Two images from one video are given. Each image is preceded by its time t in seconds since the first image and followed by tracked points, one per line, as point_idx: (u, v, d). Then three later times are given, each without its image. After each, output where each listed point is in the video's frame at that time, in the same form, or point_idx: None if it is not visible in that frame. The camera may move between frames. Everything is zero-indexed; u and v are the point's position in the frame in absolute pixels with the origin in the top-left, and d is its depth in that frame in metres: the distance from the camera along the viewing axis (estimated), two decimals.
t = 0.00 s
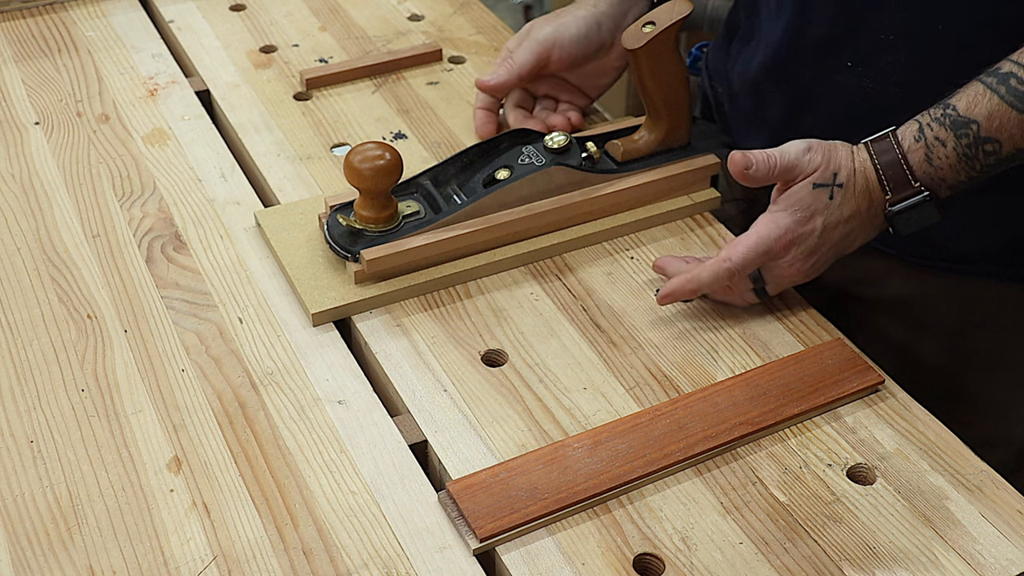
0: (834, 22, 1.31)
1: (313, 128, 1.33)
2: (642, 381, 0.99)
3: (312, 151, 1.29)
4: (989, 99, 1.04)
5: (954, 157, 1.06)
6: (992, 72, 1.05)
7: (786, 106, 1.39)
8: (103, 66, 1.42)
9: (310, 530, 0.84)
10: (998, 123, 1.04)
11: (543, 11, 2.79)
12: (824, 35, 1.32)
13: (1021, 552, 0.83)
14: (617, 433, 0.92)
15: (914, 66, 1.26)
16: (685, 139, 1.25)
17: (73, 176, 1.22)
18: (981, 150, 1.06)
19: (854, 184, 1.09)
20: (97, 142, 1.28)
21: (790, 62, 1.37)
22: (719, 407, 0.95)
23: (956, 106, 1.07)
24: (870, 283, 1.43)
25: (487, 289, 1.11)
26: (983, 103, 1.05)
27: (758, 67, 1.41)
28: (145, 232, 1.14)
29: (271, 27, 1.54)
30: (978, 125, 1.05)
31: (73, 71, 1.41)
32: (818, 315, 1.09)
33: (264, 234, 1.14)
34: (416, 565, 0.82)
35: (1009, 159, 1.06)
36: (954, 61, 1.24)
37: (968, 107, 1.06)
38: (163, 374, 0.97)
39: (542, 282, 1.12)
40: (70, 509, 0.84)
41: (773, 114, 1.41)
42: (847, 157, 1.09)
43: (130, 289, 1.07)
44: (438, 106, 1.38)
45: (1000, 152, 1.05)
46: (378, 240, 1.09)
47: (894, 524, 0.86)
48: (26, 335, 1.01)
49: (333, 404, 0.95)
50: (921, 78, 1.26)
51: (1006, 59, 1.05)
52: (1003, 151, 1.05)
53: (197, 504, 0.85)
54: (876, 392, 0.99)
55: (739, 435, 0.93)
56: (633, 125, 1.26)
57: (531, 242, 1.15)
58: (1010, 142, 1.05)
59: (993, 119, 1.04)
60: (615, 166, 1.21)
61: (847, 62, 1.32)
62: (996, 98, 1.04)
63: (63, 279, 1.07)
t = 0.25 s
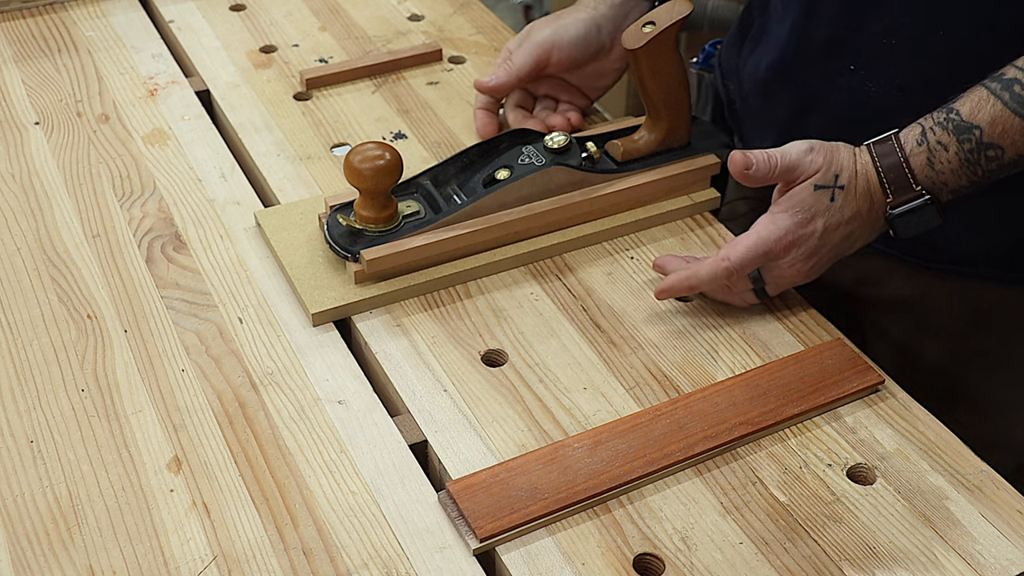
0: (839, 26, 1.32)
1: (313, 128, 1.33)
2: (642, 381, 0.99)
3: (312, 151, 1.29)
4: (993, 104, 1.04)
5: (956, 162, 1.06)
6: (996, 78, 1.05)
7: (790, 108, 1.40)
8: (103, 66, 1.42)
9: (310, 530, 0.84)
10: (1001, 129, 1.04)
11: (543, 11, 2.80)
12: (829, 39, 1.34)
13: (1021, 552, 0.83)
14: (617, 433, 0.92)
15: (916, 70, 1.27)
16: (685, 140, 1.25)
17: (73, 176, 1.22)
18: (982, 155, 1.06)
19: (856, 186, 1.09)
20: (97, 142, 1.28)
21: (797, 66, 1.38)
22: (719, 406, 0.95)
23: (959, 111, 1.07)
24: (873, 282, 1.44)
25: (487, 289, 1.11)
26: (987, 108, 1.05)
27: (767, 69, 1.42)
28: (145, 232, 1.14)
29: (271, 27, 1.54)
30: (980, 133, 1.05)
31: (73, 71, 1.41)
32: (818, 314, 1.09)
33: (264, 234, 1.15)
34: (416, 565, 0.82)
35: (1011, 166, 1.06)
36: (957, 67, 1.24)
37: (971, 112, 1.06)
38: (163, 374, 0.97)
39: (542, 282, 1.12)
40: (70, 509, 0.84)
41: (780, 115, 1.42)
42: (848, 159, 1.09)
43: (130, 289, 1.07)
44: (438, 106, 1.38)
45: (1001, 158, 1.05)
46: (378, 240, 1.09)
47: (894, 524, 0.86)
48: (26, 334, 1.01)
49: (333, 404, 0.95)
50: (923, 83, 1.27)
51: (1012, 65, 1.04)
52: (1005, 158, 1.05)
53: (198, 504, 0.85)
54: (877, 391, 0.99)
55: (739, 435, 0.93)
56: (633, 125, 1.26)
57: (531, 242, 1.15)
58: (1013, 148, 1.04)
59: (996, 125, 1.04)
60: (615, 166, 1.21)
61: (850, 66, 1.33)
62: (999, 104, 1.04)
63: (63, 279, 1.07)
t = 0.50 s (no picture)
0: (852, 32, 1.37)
1: (313, 128, 1.33)
2: (642, 381, 0.99)
3: (312, 151, 1.29)
4: (992, 113, 1.05)
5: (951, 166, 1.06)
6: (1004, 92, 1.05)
7: (806, 114, 1.47)
8: (103, 66, 1.42)
9: (310, 530, 0.84)
10: (996, 137, 1.04)
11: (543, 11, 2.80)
12: (839, 45, 1.39)
13: (1021, 552, 0.83)
14: (617, 433, 0.92)
15: (923, 80, 1.31)
16: (685, 140, 1.24)
17: (73, 176, 1.22)
18: (977, 162, 1.05)
19: (843, 169, 1.11)
20: (97, 142, 1.28)
21: (816, 75, 1.43)
22: (719, 407, 0.95)
23: (961, 117, 1.08)
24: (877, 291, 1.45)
25: (487, 289, 1.11)
26: (986, 116, 1.05)
27: (792, 77, 1.48)
28: (145, 232, 1.14)
29: (271, 27, 1.54)
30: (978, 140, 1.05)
31: (73, 71, 1.41)
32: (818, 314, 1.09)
33: (263, 234, 1.14)
34: (416, 565, 0.82)
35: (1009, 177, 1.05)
36: (965, 77, 1.28)
37: (971, 120, 1.07)
38: (163, 374, 0.97)
39: (542, 282, 1.12)
40: (70, 509, 0.84)
41: (799, 121, 1.48)
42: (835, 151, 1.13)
43: (130, 289, 1.07)
44: (438, 106, 1.38)
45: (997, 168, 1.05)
46: (378, 241, 1.09)
47: (894, 524, 0.86)
48: (26, 334, 1.01)
49: (333, 404, 0.95)
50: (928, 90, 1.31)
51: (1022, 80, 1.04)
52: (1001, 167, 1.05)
53: (197, 504, 0.85)
54: (877, 392, 0.99)
55: (739, 435, 0.93)
56: (633, 125, 1.26)
57: (531, 242, 1.15)
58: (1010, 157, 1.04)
59: (992, 132, 1.04)
60: (614, 166, 1.21)
61: (858, 75, 1.38)
62: (999, 112, 1.04)
63: (63, 279, 1.07)
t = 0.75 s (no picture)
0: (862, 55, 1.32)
1: (313, 128, 1.33)
2: (642, 381, 0.99)
3: (312, 151, 1.29)
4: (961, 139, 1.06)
5: (902, 162, 1.02)
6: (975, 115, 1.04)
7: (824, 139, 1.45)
8: (103, 66, 1.42)
9: (310, 530, 0.84)
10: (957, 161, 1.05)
11: (543, 11, 2.81)
12: (856, 65, 1.34)
13: (1021, 553, 0.83)
14: (617, 433, 0.92)
15: (935, 93, 1.26)
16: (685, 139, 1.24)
17: (73, 176, 1.22)
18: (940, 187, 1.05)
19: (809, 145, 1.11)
20: (97, 142, 1.28)
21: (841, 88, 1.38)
22: (719, 406, 0.95)
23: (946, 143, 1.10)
24: (884, 298, 1.45)
25: (487, 289, 1.11)
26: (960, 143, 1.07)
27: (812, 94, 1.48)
28: (145, 232, 1.14)
29: (271, 27, 1.54)
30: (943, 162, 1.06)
31: (73, 71, 1.41)
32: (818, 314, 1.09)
33: (263, 234, 1.14)
34: (416, 565, 0.82)
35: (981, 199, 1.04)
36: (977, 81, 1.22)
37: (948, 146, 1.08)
38: (163, 374, 0.97)
39: (542, 282, 1.12)
40: (70, 509, 0.84)
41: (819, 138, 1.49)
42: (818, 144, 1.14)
43: (130, 288, 1.07)
44: (438, 106, 1.38)
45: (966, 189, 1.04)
46: (378, 241, 1.09)
47: (894, 524, 0.86)
48: (26, 334, 1.01)
49: (333, 404, 0.95)
50: (943, 107, 1.26)
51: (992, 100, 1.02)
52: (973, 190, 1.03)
53: (197, 504, 0.85)
54: (877, 392, 0.99)
55: (739, 435, 0.93)
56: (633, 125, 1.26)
57: (531, 242, 1.15)
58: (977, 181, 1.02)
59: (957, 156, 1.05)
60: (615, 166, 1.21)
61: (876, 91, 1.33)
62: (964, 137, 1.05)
63: (63, 279, 1.07)
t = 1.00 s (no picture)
0: (877, 71, 1.33)
1: (313, 128, 1.33)
2: (642, 381, 0.99)
3: (312, 151, 1.29)
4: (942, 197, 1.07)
5: (863, 187, 1.06)
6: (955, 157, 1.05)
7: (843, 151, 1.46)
8: (103, 66, 1.42)
9: (310, 530, 0.84)
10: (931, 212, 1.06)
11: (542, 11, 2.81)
12: (872, 81, 1.34)
13: (1021, 553, 0.83)
14: (617, 433, 0.92)
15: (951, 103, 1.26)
16: (685, 141, 1.25)
17: (73, 176, 1.22)
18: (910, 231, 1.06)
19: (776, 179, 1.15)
20: (97, 142, 1.28)
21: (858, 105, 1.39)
22: (719, 407, 0.95)
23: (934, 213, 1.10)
24: (903, 314, 1.42)
25: (487, 289, 1.11)
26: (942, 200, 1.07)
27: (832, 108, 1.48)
28: (145, 232, 1.14)
29: (271, 27, 1.54)
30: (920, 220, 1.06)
31: (73, 71, 1.41)
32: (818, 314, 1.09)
33: (264, 234, 1.14)
34: (416, 565, 0.82)
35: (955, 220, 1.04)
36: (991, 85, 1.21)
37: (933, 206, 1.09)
38: (163, 374, 0.97)
39: (543, 282, 1.12)
40: (70, 509, 0.84)
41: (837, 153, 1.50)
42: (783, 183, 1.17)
43: (130, 288, 1.07)
44: (438, 106, 1.38)
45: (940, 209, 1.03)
46: (378, 240, 1.09)
47: (894, 524, 0.86)
48: (26, 334, 1.01)
49: (333, 404, 0.95)
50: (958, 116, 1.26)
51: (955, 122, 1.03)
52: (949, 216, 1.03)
53: (198, 504, 0.85)
54: (877, 392, 0.99)
55: (739, 435, 0.93)
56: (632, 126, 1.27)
57: (531, 242, 1.15)
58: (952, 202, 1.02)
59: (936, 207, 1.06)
60: (616, 166, 1.21)
61: (893, 107, 1.34)
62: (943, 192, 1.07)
63: (63, 279, 1.07)
